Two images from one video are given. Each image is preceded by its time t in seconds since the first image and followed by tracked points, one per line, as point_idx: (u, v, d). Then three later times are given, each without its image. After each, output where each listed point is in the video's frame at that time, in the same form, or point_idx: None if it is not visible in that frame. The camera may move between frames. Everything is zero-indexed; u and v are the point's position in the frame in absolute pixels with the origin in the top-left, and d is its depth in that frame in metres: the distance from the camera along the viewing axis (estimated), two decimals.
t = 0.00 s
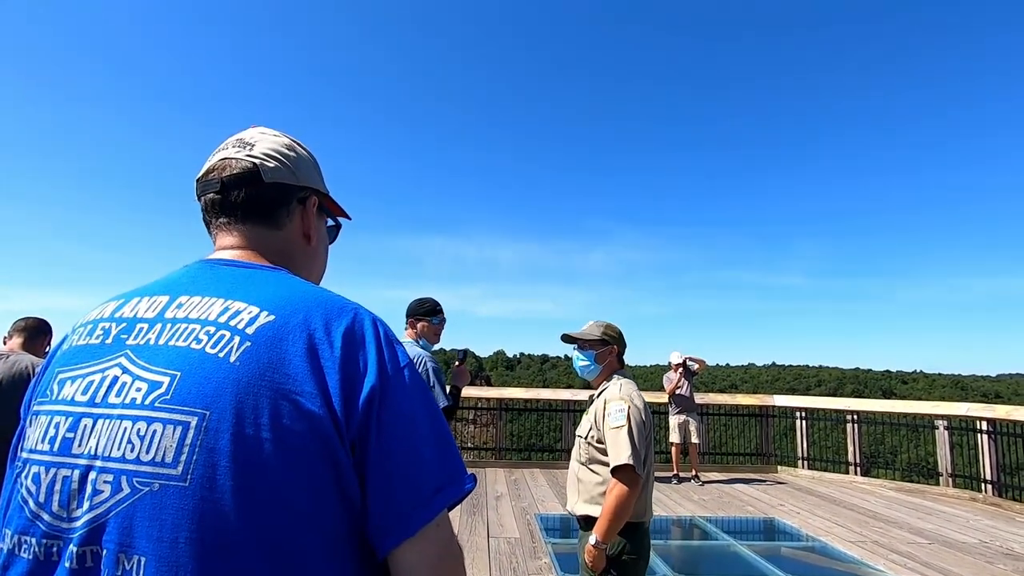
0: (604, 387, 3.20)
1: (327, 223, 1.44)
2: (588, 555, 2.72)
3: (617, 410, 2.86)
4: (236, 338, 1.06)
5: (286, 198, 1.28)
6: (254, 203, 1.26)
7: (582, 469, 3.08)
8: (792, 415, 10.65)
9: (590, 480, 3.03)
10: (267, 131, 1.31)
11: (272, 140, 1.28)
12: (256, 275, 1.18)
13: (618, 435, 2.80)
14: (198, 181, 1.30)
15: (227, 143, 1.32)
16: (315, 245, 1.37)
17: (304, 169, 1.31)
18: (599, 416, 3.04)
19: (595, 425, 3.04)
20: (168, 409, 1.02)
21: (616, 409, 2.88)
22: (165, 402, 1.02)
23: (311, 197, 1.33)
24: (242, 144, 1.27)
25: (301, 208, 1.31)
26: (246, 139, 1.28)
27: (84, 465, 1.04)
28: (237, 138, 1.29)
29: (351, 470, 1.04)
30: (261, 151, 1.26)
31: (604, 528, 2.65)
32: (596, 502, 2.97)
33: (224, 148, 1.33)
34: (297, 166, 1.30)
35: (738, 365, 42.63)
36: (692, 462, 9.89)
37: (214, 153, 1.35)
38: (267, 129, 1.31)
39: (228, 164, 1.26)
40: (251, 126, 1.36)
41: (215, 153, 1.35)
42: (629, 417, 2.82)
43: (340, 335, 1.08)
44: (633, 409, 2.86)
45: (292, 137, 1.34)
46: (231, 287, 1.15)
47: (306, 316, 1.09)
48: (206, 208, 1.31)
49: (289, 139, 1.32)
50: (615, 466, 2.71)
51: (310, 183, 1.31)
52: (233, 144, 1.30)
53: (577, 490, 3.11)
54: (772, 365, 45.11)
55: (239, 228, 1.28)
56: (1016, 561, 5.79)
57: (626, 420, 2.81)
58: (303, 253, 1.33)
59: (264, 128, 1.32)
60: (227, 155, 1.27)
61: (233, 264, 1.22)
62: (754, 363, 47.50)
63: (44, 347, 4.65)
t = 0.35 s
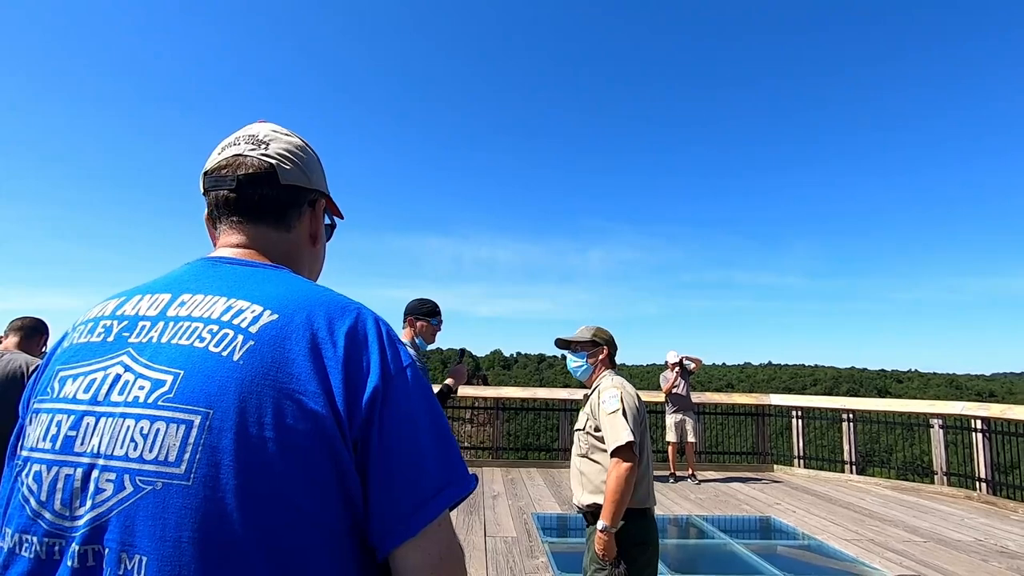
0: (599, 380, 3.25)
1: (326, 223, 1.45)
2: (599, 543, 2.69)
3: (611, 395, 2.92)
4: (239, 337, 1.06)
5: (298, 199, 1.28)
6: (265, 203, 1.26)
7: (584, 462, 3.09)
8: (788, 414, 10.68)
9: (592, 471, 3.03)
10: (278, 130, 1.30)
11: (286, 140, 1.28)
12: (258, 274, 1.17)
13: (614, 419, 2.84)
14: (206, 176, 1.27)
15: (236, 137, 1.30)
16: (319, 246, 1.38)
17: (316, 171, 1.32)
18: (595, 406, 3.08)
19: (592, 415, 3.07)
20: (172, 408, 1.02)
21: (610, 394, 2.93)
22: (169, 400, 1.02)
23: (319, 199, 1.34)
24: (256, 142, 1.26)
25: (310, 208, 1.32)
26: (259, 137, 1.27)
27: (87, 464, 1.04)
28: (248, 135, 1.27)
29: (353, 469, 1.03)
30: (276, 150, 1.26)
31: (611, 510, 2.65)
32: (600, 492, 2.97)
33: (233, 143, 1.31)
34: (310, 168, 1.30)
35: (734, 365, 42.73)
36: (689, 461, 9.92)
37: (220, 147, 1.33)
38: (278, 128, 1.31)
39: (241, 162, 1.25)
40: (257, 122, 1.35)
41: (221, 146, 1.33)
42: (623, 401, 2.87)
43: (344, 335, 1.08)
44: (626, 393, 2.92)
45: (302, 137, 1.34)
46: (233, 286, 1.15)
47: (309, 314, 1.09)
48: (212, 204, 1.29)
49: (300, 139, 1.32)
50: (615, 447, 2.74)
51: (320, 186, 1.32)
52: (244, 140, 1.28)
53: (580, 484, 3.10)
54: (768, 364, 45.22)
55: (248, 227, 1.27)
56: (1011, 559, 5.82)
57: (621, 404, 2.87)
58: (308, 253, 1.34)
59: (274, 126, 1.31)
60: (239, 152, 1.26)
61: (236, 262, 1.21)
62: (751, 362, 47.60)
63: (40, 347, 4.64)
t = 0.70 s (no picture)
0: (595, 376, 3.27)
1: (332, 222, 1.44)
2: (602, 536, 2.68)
3: (606, 389, 2.94)
4: (248, 338, 1.06)
5: (306, 198, 1.28)
6: (272, 202, 1.26)
7: (582, 458, 3.10)
8: (785, 412, 10.76)
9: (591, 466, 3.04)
10: (287, 128, 1.30)
11: (294, 138, 1.28)
12: (266, 274, 1.17)
13: (611, 411, 2.86)
14: (214, 173, 1.28)
15: (244, 135, 1.30)
16: (324, 246, 1.37)
17: (323, 170, 1.31)
18: (591, 402, 3.10)
19: (588, 410, 3.09)
20: (181, 410, 1.01)
21: (606, 388, 2.95)
22: (178, 402, 1.02)
23: (326, 198, 1.33)
24: (264, 140, 1.26)
25: (316, 208, 1.31)
26: (267, 135, 1.27)
27: (95, 465, 1.03)
28: (256, 132, 1.27)
29: (362, 471, 1.03)
30: (284, 148, 1.26)
31: (611, 502, 2.65)
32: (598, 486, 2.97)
33: (241, 140, 1.31)
34: (317, 167, 1.30)
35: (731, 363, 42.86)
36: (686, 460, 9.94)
37: (229, 143, 1.33)
38: (287, 125, 1.31)
39: (249, 160, 1.25)
40: (266, 120, 1.35)
41: (228, 143, 1.33)
42: (619, 394, 2.90)
43: (352, 336, 1.07)
44: (621, 386, 2.94)
45: (311, 136, 1.34)
46: (241, 286, 1.14)
47: (318, 315, 1.09)
48: (218, 202, 1.29)
49: (309, 138, 1.32)
50: (612, 439, 2.76)
51: (327, 185, 1.32)
52: (252, 137, 1.28)
53: (580, 481, 3.09)
54: (764, 363, 45.38)
55: (254, 225, 1.27)
56: (1006, 556, 5.85)
57: (616, 397, 2.89)
58: (314, 253, 1.34)
59: (283, 124, 1.31)
60: (247, 150, 1.26)
61: (241, 262, 1.21)
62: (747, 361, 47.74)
63: (35, 346, 4.62)
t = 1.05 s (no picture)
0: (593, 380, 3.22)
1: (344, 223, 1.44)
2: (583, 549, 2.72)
3: (602, 400, 2.89)
4: (261, 339, 1.05)
5: (317, 198, 1.28)
6: (284, 202, 1.25)
7: (573, 463, 3.10)
8: (782, 409, 10.77)
9: (581, 473, 3.05)
10: (301, 128, 1.30)
11: (307, 138, 1.28)
12: (278, 274, 1.17)
13: (604, 424, 2.82)
14: (227, 171, 1.27)
15: (258, 133, 1.30)
16: (336, 246, 1.37)
17: (336, 171, 1.31)
18: (586, 409, 3.07)
19: (582, 417, 3.06)
20: (196, 410, 1.01)
21: (602, 399, 2.90)
22: (192, 403, 1.02)
23: (338, 199, 1.33)
24: (278, 139, 1.26)
25: (328, 208, 1.31)
26: (281, 134, 1.27)
27: (109, 465, 1.03)
28: (270, 132, 1.27)
29: (375, 472, 1.03)
30: (297, 148, 1.26)
31: (594, 519, 2.66)
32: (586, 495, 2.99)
33: (255, 139, 1.31)
34: (331, 167, 1.30)
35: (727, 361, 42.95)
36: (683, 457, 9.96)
37: (241, 141, 1.33)
38: (301, 125, 1.31)
39: (262, 159, 1.25)
40: (281, 119, 1.35)
41: (242, 141, 1.33)
42: (614, 406, 2.85)
43: (365, 336, 1.07)
44: (617, 397, 2.88)
45: (324, 135, 1.33)
46: (254, 286, 1.14)
47: (330, 315, 1.09)
48: (231, 199, 1.29)
49: (323, 138, 1.32)
50: (602, 455, 2.73)
51: (340, 185, 1.32)
52: (266, 136, 1.28)
53: (569, 485, 3.12)
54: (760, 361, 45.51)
55: (266, 225, 1.27)
56: (1002, 552, 5.88)
57: (611, 409, 2.84)
58: (325, 253, 1.33)
59: (298, 123, 1.31)
60: (260, 149, 1.25)
61: (252, 262, 1.21)
62: (744, 359, 47.85)
63: (31, 345, 4.60)
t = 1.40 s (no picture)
0: (589, 389, 3.17)
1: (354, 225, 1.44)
2: (558, 560, 2.79)
3: (599, 417, 2.84)
4: (275, 340, 1.05)
5: (328, 201, 1.28)
6: (295, 203, 1.26)
7: (561, 472, 3.10)
8: (779, 408, 10.81)
9: (568, 484, 3.05)
10: (312, 129, 1.30)
11: (319, 140, 1.28)
12: (290, 276, 1.17)
13: (598, 443, 2.78)
14: (238, 173, 1.27)
15: (269, 135, 1.30)
16: (345, 248, 1.37)
17: (346, 173, 1.31)
18: (581, 421, 3.03)
19: (576, 429, 3.04)
20: (210, 411, 1.01)
21: (599, 416, 2.86)
22: (206, 404, 1.01)
23: (348, 201, 1.33)
24: (289, 141, 1.26)
25: (338, 210, 1.31)
26: (292, 136, 1.27)
27: (122, 466, 1.03)
28: (281, 134, 1.27)
29: (387, 473, 1.04)
30: (308, 150, 1.26)
31: (575, 536, 2.68)
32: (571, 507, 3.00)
33: (266, 141, 1.31)
34: (341, 170, 1.30)
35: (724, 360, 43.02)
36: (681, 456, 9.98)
37: (253, 143, 1.33)
38: (312, 127, 1.31)
39: (273, 161, 1.25)
40: (292, 120, 1.35)
41: (253, 143, 1.33)
42: (611, 425, 2.80)
43: (376, 337, 1.08)
44: (614, 415, 2.83)
45: (335, 138, 1.34)
46: (266, 287, 1.14)
47: (343, 317, 1.09)
48: (242, 201, 1.29)
49: (334, 140, 1.32)
50: (595, 476, 2.71)
51: (350, 188, 1.32)
52: (277, 138, 1.28)
53: (554, 492, 3.13)
54: (757, 360, 45.59)
55: (276, 227, 1.27)
56: (998, 550, 5.91)
57: (607, 428, 2.80)
58: (335, 255, 1.34)
59: (309, 125, 1.31)
60: (272, 150, 1.25)
61: (264, 263, 1.21)
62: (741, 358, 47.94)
63: (27, 345, 4.58)
